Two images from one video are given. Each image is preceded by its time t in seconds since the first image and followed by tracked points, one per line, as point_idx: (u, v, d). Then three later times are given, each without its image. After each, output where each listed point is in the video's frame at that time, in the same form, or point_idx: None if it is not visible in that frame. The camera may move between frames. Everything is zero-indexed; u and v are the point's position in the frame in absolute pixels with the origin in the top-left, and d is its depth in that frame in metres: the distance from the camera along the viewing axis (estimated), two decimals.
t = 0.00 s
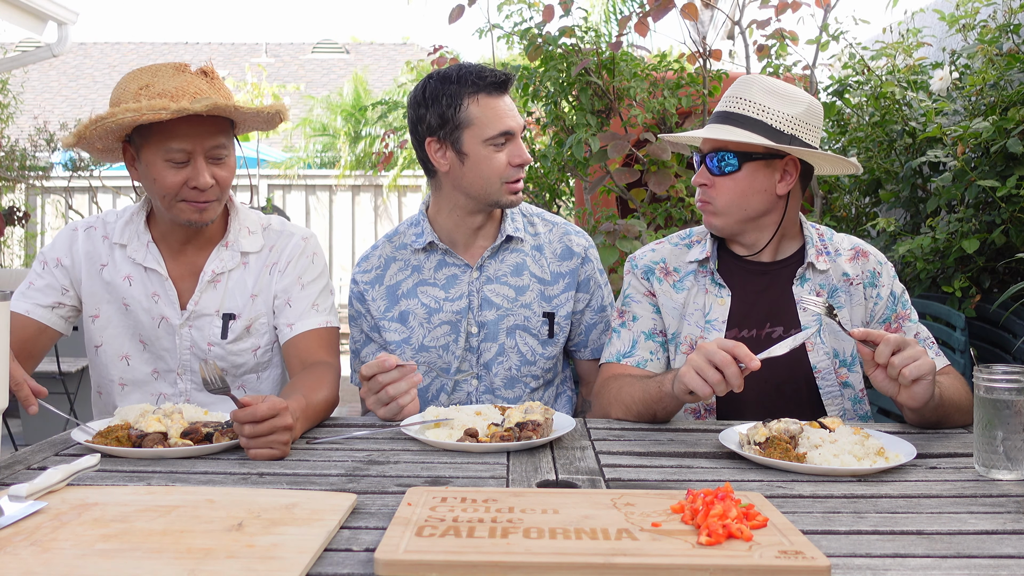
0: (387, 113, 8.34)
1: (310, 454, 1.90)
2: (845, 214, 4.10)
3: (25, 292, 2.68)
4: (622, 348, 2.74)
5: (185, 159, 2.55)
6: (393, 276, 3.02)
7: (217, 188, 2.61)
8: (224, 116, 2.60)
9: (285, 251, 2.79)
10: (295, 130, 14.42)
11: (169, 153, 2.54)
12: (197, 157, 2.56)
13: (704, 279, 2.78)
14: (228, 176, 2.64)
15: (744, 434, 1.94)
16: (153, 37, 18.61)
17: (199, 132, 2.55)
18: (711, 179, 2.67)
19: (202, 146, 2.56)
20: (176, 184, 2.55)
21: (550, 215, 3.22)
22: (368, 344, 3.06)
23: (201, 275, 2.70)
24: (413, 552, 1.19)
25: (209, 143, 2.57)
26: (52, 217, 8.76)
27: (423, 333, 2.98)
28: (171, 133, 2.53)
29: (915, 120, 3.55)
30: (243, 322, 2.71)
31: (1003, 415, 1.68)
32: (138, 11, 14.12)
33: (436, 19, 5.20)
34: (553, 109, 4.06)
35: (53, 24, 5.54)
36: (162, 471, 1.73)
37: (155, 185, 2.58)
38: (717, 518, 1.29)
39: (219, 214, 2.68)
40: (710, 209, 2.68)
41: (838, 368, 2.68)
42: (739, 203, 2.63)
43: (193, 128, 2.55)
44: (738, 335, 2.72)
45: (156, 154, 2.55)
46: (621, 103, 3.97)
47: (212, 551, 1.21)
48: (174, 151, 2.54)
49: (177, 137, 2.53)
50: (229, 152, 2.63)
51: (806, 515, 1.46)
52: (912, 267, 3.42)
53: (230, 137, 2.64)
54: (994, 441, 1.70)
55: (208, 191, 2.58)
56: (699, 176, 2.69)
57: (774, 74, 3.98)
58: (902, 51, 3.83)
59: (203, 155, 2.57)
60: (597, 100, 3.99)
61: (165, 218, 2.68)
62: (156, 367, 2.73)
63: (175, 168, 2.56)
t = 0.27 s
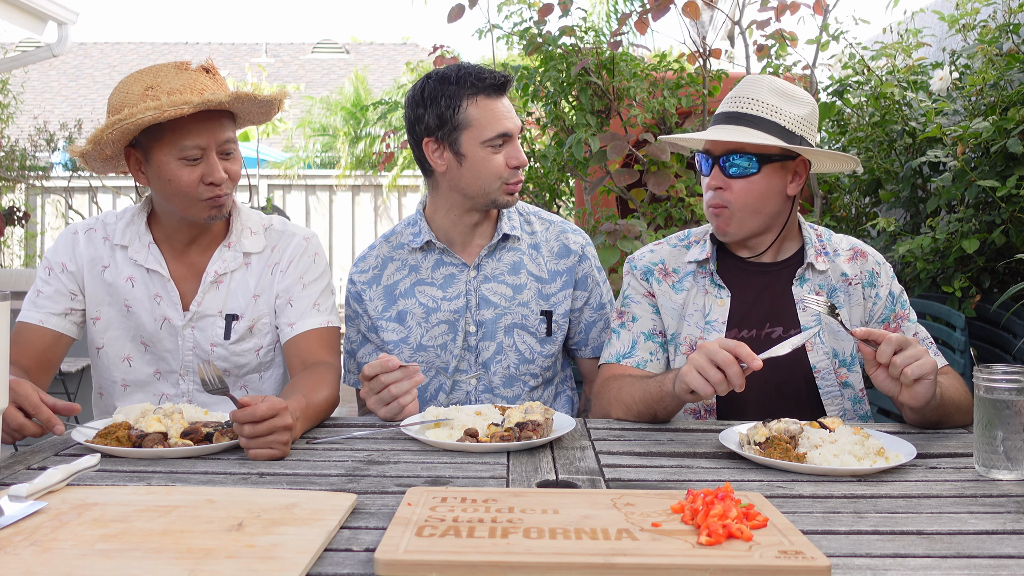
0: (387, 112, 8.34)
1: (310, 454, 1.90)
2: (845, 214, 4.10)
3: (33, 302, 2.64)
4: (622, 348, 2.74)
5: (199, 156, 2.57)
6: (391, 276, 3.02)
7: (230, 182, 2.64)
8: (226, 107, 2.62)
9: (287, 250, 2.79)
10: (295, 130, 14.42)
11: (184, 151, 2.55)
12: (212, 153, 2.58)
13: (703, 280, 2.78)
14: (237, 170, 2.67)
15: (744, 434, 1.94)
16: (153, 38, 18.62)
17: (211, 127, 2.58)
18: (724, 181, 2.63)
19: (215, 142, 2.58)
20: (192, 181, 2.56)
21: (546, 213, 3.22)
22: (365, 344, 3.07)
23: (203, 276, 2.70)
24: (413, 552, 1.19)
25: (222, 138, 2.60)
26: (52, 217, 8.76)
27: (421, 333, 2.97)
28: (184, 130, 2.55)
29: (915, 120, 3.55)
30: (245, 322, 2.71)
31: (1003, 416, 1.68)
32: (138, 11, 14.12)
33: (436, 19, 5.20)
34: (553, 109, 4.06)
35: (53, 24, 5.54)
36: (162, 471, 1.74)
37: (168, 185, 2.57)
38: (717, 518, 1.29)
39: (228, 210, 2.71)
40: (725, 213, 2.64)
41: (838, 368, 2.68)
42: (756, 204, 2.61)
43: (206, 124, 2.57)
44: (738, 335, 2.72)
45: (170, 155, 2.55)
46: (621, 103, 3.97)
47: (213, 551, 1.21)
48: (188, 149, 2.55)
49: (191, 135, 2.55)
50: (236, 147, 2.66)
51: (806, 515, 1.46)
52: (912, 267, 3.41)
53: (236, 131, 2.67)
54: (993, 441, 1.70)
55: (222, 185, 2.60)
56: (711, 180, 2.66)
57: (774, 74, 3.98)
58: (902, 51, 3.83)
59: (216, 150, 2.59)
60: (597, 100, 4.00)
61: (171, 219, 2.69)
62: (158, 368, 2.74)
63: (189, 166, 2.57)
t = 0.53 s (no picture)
0: (387, 113, 8.34)
1: (310, 454, 1.90)
2: (845, 214, 4.10)
3: (44, 314, 2.64)
4: (622, 350, 2.74)
5: (202, 155, 2.56)
6: (391, 276, 3.02)
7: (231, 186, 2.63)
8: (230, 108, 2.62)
9: (289, 251, 2.79)
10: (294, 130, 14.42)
11: (187, 150, 2.54)
12: (215, 153, 2.57)
13: (704, 281, 2.78)
14: (239, 172, 2.67)
15: (744, 434, 1.94)
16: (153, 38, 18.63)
17: (214, 128, 2.58)
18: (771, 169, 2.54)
19: (219, 142, 2.58)
20: (195, 181, 2.55)
21: (546, 213, 3.22)
22: (365, 344, 3.07)
23: (205, 277, 2.70)
24: (413, 552, 1.19)
25: (225, 139, 2.59)
26: (52, 217, 8.76)
27: (421, 333, 2.97)
28: (188, 130, 2.55)
29: (915, 120, 3.55)
30: (247, 323, 2.71)
31: (1003, 415, 1.68)
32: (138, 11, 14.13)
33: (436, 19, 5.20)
34: (553, 109, 4.06)
35: (53, 24, 5.54)
36: (162, 471, 1.74)
37: (171, 184, 2.56)
38: (717, 518, 1.29)
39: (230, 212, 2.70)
40: (775, 203, 2.54)
41: (839, 368, 2.68)
42: (801, 189, 2.57)
43: (209, 124, 2.57)
44: (739, 336, 2.71)
45: (173, 153, 2.55)
46: (621, 103, 3.97)
47: (212, 551, 1.21)
48: (192, 148, 2.54)
49: (195, 134, 2.55)
50: (240, 149, 2.66)
51: (806, 515, 1.46)
52: (912, 267, 3.41)
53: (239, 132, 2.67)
54: (993, 441, 1.70)
55: (225, 187, 2.59)
56: (757, 170, 2.54)
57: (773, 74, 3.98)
58: (902, 51, 3.83)
59: (220, 150, 2.59)
60: (597, 100, 4.00)
61: (173, 219, 2.69)
62: (159, 369, 2.73)
63: (192, 165, 2.56)
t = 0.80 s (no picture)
0: (387, 113, 8.34)
1: (310, 454, 1.90)
2: (845, 214, 4.10)
3: (48, 320, 2.70)
4: (622, 350, 2.73)
5: (203, 157, 2.56)
6: (391, 276, 3.02)
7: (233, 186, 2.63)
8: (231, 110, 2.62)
9: (287, 251, 2.78)
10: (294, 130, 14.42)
11: (188, 151, 2.54)
12: (216, 155, 2.57)
13: (704, 282, 2.79)
14: (240, 173, 2.66)
15: (744, 434, 1.94)
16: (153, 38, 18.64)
17: (216, 129, 2.58)
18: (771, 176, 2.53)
19: (219, 144, 2.58)
20: (195, 181, 2.55)
21: (546, 214, 3.22)
22: (365, 344, 3.08)
23: (203, 277, 2.69)
24: (414, 552, 1.19)
25: (226, 140, 2.59)
26: (52, 218, 8.76)
27: (421, 333, 2.97)
28: (190, 131, 2.54)
29: (915, 120, 3.55)
30: (244, 323, 2.70)
31: (1003, 416, 1.68)
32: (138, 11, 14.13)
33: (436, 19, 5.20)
34: (553, 109, 4.06)
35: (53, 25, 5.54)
36: (162, 471, 1.74)
37: (171, 184, 2.57)
38: (717, 518, 1.29)
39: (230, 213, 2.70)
40: (772, 212, 2.54)
41: (839, 370, 2.69)
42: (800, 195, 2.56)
43: (210, 125, 2.57)
44: (739, 337, 2.71)
45: (174, 154, 2.55)
46: (621, 103, 3.97)
47: (212, 551, 1.21)
48: (192, 150, 2.54)
49: (196, 135, 2.54)
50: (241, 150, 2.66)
51: (806, 515, 1.46)
52: (912, 267, 3.42)
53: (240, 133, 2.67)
54: (993, 441, 1.70)
55: (224, 188, 2.59)
56: (755, 177, 2.54)
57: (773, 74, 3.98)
58: (902, 51, 3.83)
59: (220, 152, 2.59)
60: (597, 100, 4.00)
61: (173, 219, 2.69)
62: (157, 371, 2.73)
63: (192, 167, 2.56)
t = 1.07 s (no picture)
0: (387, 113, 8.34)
1: (310, 454, 1.90)
2: (845, 214, 4.10)
3: (48, 318, 2.68)
4: (622, 350, 2.74)
5: (187, 157, 2.55)
6: (392, 276, 3.02)
7: (219, 188, 2.60)
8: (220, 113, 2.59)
9: (288, 251, 2.78)
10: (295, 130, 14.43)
11: (172, 152, 2.54)
12: (200, 156, 2.55)
13: (704, 282, 2.78)
14: (230, 176, 2.63)
15: (744, 434, 1.94)
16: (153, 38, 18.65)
17: (202, 130, 2.56)
18: (773, 199, 2.50)
19: (204, 145, 2.56)
20: (180, 182, 2.55)
21: (547, 214, 3.22)
22: (365, 344, 3.08)
23: (203, 277, 2.69)
24: (414, 552, 1.19)
25: (211, 142, 2.57)
26: (52, 218, 8.76)
27: (421, 333, 2.98)
28: (173, 131, 2.53)
29: (915, 120, 3.55)
30: (245, 323, 2.71)
31: (1003, 415, 1.68)
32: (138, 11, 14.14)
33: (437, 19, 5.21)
34: (553, 109, 4.06)
35: (52, 24, 5.55)
36: (162, 471, 1.74)
37: (160, 183, 2.58)
38: (717, 518, 1.29)
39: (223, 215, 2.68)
40: (774, 229, 2.53)
41: (839, 370, 2.68)
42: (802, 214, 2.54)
43: (196, 126, 2.55)
44: (738, 337, 2.72)
45: (159, 153, 2.55)
46: (621, 103, 3.98)
47: (213, 551, 1.21)
48: (176, 150, 2.53)
49: (180, 136, 2.53)
50: (231, 152, 2.63)
51: (806, 515, 1.46)
52: (912, 267, 3.42)
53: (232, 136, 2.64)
54: (994, 441, 1.70)
55: (210, 190, 2.57)
56: (758, 201, 2.51)
57: (773, 74, 3.98)
58: (902, 51, 3.83)
59: (205, 154, 2.57)
60: (597, 100, 4.00)
61: (169, 219, 2.69)
62: (157, 370, 2.73)
63: (178, 167, 2.56)
